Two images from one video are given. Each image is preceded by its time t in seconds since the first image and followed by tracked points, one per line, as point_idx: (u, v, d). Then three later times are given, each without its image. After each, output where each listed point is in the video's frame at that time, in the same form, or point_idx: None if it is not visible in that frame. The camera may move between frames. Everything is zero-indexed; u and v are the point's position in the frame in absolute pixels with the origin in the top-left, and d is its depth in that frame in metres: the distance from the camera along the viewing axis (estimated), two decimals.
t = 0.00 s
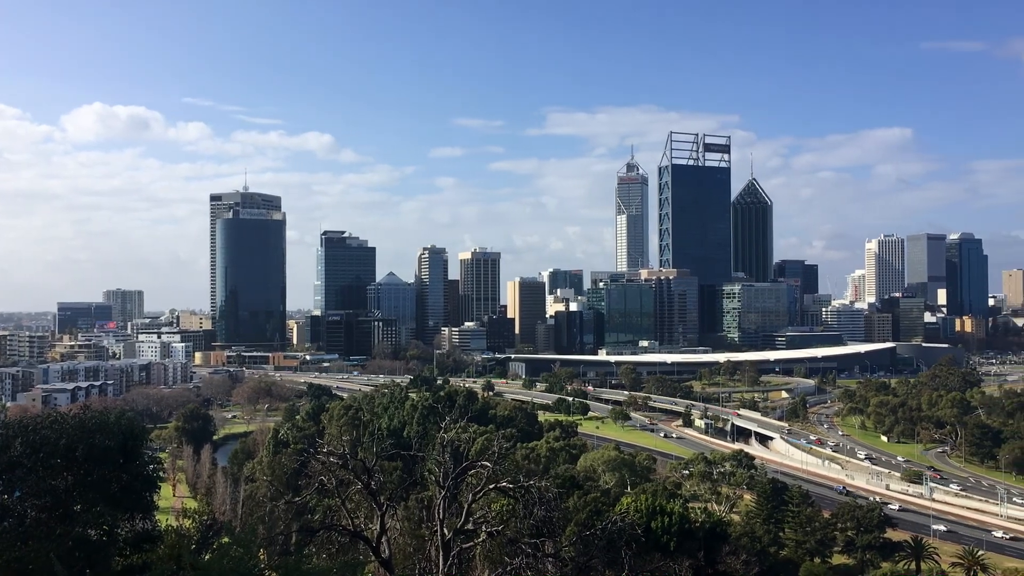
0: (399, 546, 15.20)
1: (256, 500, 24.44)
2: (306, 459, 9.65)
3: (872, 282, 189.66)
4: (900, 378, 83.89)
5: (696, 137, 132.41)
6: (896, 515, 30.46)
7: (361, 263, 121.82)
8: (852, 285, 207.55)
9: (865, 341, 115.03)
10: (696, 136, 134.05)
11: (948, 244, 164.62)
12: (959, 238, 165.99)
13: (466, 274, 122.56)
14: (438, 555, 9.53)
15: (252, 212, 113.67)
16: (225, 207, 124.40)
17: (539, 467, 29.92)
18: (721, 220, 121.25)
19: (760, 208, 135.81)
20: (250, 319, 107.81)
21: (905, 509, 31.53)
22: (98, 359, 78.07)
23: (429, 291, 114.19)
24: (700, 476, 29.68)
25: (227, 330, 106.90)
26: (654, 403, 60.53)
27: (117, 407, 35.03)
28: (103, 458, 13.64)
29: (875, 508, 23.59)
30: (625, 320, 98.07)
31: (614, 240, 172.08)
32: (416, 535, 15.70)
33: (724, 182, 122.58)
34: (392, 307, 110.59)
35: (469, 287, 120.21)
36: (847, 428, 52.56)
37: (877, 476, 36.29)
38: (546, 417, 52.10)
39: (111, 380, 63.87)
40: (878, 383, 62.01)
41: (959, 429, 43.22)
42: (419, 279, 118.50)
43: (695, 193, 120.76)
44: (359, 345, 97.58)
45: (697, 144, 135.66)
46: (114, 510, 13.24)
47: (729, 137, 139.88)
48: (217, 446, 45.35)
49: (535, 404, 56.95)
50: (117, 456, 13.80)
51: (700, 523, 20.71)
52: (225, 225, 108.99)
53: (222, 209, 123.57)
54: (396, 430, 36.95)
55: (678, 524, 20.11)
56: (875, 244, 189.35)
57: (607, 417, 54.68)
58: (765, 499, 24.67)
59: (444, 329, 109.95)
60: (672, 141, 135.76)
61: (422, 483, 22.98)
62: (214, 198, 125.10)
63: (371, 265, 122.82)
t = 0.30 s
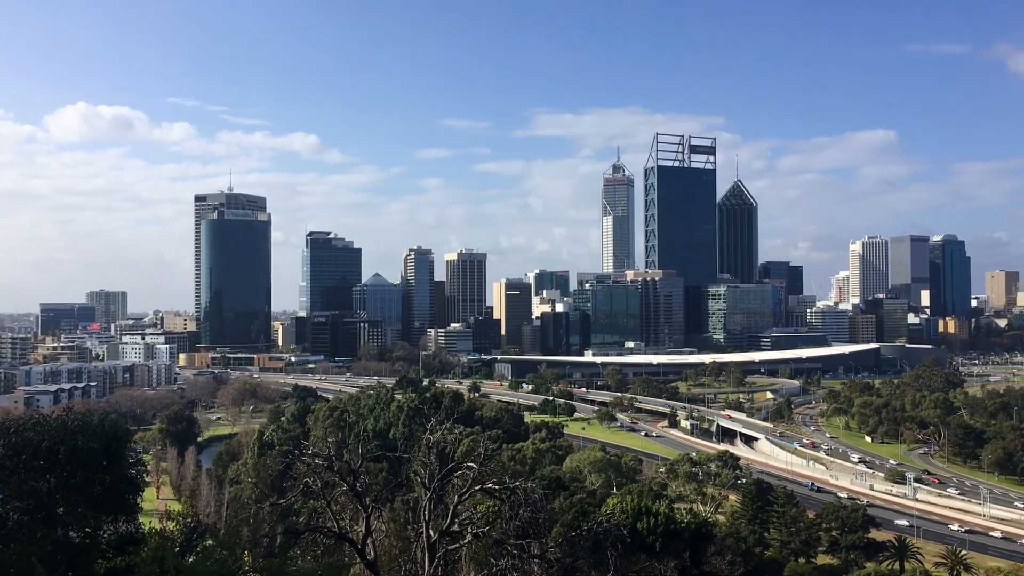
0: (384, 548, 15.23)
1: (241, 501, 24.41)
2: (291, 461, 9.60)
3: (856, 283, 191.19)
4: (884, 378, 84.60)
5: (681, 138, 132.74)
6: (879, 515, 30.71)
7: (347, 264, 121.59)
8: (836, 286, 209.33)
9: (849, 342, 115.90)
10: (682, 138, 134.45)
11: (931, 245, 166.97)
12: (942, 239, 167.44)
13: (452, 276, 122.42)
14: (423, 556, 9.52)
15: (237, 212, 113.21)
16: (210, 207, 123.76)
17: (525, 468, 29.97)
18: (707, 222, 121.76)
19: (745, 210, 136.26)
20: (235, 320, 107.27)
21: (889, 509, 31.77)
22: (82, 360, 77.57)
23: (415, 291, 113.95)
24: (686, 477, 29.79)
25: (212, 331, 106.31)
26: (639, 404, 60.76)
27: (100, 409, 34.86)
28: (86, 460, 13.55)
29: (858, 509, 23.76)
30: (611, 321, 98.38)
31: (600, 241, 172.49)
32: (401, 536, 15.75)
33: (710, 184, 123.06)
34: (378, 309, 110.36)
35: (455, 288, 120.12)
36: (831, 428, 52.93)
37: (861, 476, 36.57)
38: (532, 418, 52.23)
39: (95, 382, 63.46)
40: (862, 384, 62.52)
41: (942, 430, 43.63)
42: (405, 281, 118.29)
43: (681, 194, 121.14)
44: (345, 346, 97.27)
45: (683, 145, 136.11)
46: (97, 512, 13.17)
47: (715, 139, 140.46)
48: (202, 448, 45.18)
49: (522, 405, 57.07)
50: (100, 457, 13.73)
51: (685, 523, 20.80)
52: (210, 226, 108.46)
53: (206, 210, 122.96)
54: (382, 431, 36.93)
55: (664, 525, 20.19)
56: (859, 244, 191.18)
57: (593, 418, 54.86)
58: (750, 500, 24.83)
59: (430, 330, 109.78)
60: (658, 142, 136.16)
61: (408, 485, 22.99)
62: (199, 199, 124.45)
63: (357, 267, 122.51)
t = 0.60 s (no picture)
0: (369, 551, 15.22)
1: (223, 505, 24.23)
2: (275, 465, 9.54)
3: (838, 285, 192.72)
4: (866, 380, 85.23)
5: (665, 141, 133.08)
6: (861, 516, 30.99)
7: (331, 266, 121.17)
8: (818, 288, 210.91)
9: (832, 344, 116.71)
10: (666, 140, 134.77)
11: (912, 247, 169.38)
12: (923, 242, 168.97)
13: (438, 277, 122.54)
14: (408, 558, 9.50)
15: (221, 215, 112.65)
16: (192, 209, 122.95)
17: (510, 470, 29.97)
18: (691, 224, 122.24)
19: (729, 212, 136.67)
20: (219, 322, 106.60)
21: (873, 510, 32.03)
22: (63, 363, 76.80)
23: (399, 293, 113.41)
24: (670, 479, 29.95)
25: (195, 333, 105.58)
26: (624, 406, 60.88)
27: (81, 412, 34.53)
28: (68, 464, 13.43)
29: (842, 510, 23.92)
30: (596, 324, 98.58)
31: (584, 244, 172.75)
32: (386, 540, 15.75)
33: (694, 186, 123.54)
34: (363, 311, 110.04)
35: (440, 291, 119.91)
36: (815, 430, 53.19)
37: (844, 477, 36.85)
38: (517, 421, 52.23)
39: (76, 385, 62.78)
40: (846, 385, 62.88)
41: (924, 431, 44.07)
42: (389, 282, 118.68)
43: (666, 197, 121.51)
44: (329, 349, 96.86)
45: (667, 148, 136.55)
46: (78, 516, 13.05)
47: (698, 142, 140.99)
48: (184, 452, 44.79)
49: (506, 408, 57.03)
50: (83, 461, 13.62)
51: (671, 525, 20.87)
52: (193, 228, 107.83)
53: (189, 212, 122.16)
54: (367, 434, 36.78)
55: (648, 526, 20.25)
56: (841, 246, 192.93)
57: (578, 420, 54.92)
58: (734, 502, 24.98)
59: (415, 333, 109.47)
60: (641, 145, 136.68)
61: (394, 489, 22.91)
62: (181, 201, 123.59)
63: (341, 269, 122.12)
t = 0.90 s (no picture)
0: (353, 553, 15.18)
1: (207, 508, 24.07)
2: (258, 466, 9.50)
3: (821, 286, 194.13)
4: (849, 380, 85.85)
5: (650, 142, 133.47)
6: (844, 516, 31.23)
7: (316, 267, 120.71)
8: (801, 289, 212.22)
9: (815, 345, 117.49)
10: (650, 141, 135.11)
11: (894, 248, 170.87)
12: (905, 243, 170.52)
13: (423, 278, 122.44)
14: (393, 561, 9.49)
15: (204, 216, 111.95)
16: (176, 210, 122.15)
17: (495, 472, 30.02)
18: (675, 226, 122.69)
19: (713, 213, 137.25)
20: (202, 324, 105.92)
21: (856, 510, 32.25)
22: (45, 366, 76.04)
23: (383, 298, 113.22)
24: (655, 480, 30.05)
25: (178, 335, 104.87)
26: (609, 407, 61.03)
27: (62, 414, 34.20)
28: (50, 467, 13.34)
29: (825, 510, 24.08)
30: (581, 325, 98.66)
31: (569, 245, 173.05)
32: (371, 541, 15.73)
33: (679, 188, 124.05)
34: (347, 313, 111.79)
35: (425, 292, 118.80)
36: (799, 431, 53.49)
37: (828, 478, 37.08)
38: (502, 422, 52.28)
39: (58, 388, 62.15)
40: (829, 386, 63.26)
41: (906, 431, 44.42)
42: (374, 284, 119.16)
43: (650, 198, 121.85)
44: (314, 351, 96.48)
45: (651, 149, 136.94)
46: (60, 519, 12.95)
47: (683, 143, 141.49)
48: (168, 454, 44.47)
49: (492, 409, 56.98)
50: (65, 464, 13.52)
51: (656, 526, 20.98)
52: (176, 229, 107.12)
53: (173, 213, 121.35)
54: (352, 436, 36.64)
55: (633, 527, 20.35)
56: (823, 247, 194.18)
57: (563, 421, 54.98)
58: (718, 503, 25.13)
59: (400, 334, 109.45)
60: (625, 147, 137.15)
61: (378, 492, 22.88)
62: (164, 202, 122.74)
63: (326, 270, 121.65)
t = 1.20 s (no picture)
0: (337, 554, 15.10)
1: (189, 509, 23.92)
2: (241, 469, 9.41)
3: (803, 286, 195.34)
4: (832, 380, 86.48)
5: (634, 142, 133.70)
6: (827, 514, 31.41)
7: (300, 268, 120.18)
8: (785, 289, 213.15)
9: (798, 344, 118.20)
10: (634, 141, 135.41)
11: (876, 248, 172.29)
12: (887, 243, 171.94)
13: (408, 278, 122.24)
14: (377, 562, 9.44)
15: (187, 216, 111.25)
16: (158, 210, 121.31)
17: (480, 472, 30.00)
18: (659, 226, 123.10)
19: (697, 214, 137.90)
20: (184, 325, 105.18)
21: (838, 508, 32.51)
22: (25, 367, 75.16)
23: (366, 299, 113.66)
24: (639, 479, 30.11)
25: (161, 336, 104.04)
26: (593, 407, 61.12)
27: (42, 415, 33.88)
28: (31, 468, 13.18)
29: (808, 508, 24.21)
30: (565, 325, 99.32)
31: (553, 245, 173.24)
32: (355, 542, 15.68)
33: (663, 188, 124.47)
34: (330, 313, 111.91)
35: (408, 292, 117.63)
36: (782, 430, 53.80)
37: (810, 477, 37.26)
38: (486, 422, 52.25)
39: (38, 389, 61.52)
40: (812, 385, 63.59)
41: (888, 430, 44.79)
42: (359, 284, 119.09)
43: (634, 198, 122.05)
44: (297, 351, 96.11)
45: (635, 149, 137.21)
46: (41, 522, 12.78)
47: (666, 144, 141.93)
48: (150, 456, 44.09)
49: (475, 409, 56.88)
50: (45, 466, 13.34)
51: (640, 525, 21.06)
52: (158, 229, 106.34)
53: (155, 213, 120.48)
54: (336, 436, 36.49)
55: (617, 527, 20.43)
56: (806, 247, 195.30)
57: (547, 421, 54.95)
58: (701, 502, 25.21)
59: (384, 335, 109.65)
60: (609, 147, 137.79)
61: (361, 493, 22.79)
62: (146, 202, 121.81)
63: (309, 270, 121.15)
